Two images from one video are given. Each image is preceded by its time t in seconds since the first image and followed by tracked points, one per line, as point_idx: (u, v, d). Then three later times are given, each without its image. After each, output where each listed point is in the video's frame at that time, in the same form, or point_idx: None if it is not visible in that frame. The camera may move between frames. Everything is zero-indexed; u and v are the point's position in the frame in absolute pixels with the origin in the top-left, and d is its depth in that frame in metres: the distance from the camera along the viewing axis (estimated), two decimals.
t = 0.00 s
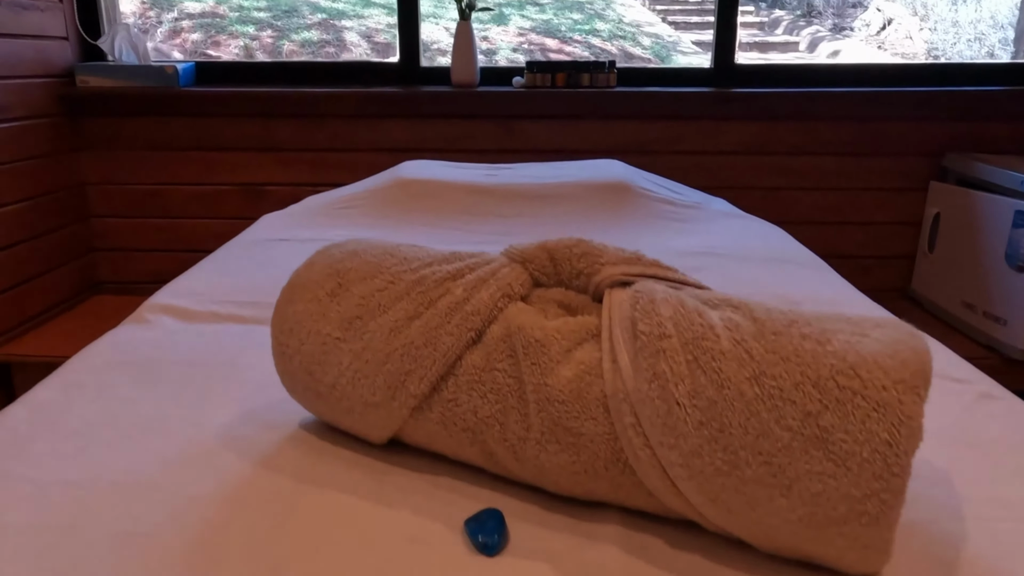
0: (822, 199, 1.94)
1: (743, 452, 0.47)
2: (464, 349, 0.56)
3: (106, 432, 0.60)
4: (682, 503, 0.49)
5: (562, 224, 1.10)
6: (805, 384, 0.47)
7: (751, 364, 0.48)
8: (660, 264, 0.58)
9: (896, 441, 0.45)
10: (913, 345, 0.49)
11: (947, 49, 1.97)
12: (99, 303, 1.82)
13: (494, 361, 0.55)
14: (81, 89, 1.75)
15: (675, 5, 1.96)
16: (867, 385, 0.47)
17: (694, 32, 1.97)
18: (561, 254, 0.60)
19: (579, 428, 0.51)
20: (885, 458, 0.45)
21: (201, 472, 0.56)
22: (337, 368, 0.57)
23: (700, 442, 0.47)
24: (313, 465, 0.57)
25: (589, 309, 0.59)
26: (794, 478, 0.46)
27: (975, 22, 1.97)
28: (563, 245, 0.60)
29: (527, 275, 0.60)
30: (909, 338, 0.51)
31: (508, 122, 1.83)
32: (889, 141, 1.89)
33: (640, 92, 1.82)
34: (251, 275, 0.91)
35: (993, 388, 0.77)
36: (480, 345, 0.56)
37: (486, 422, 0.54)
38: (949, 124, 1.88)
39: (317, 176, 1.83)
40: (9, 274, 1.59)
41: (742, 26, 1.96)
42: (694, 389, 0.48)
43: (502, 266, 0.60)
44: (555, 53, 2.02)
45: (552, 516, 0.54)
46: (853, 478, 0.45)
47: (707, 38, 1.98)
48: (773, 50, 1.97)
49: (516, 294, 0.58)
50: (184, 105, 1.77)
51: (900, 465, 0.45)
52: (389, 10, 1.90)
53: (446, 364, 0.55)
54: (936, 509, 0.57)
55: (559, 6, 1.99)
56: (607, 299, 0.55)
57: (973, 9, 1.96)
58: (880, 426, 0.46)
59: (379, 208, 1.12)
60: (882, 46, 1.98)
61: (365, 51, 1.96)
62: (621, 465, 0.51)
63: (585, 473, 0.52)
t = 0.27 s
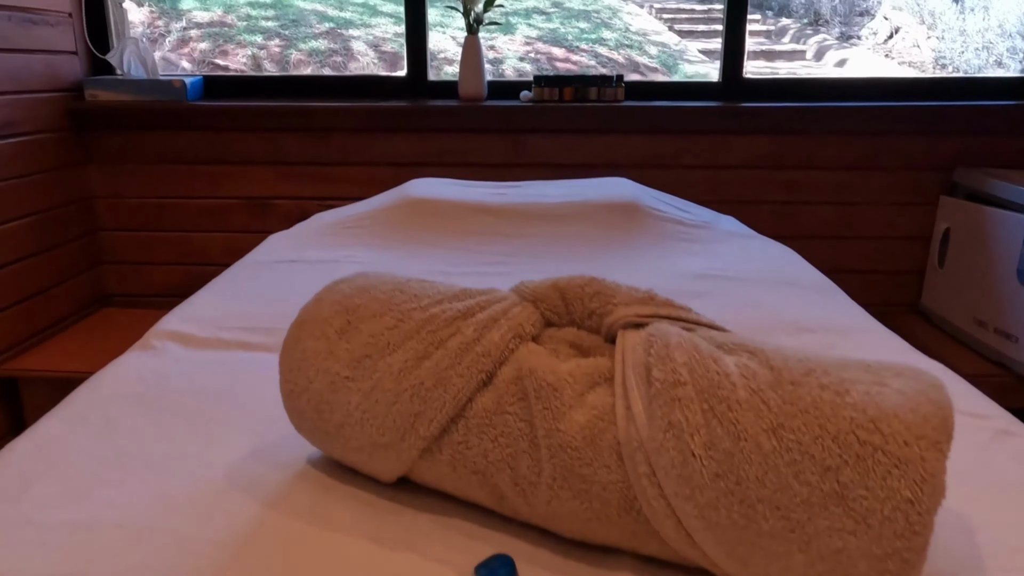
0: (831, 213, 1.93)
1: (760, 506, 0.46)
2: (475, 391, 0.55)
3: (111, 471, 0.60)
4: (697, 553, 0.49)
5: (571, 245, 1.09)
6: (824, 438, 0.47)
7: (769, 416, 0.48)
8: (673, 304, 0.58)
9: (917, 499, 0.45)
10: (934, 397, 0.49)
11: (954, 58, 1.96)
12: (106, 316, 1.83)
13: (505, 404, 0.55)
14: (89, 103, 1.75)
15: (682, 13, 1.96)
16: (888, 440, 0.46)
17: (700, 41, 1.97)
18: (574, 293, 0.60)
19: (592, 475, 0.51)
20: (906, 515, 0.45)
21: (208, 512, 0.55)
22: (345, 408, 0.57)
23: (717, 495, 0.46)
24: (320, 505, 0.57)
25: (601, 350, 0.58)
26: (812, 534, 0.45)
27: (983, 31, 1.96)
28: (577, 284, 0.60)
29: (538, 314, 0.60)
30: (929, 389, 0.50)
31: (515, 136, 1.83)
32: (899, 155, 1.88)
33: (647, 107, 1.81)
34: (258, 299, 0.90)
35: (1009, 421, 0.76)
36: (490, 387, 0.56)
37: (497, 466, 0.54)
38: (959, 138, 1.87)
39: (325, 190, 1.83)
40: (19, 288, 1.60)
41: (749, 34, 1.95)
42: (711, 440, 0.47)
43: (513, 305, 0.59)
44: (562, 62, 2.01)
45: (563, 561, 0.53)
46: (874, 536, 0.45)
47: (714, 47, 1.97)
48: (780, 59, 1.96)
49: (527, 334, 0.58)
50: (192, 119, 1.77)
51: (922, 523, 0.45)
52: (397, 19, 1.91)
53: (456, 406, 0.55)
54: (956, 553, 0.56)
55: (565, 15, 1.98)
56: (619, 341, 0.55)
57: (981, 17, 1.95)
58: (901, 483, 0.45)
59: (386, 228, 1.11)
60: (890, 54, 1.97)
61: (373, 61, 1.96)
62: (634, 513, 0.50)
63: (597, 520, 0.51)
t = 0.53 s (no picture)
0: (838, 226, 1.91)
1: (772, 549, 0.45)
2: (480, 424, 0.55)
3: (113, 500, 0.59)
4: None
5: (578, 263, 1.08)
6: (837, 480, 0.46)
7: (780, 457, 0.47)
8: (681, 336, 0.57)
9: (933, 545, 0.44)
10: (948, 440, 0.48)
11: (962, 66, 1.95)
12: (112, 327, 1.83)
13: (511, 437, 0.54)
14: (97, 115, 1.76)
15: (688, 21, 1.96)
16: (903, 484, 0.45)
17: (706, 49, 1.97)
18: (580, 324, 0.60)
19: (599, 512, 0.50)
20: (922, 562, 0.44)
21: (210, 544, 0.55)
22: (350, 439, 0.56)
23: (726, 537, 0.45)
24: (323, 538, 0.56)
25: (608, 382, 0.58)
26: None
27: (990, 39, 1.94)
28: (582, 315, 0.60)
29: (545, 345, 0.59)
30: (943, 431, 0.50)
31: (521, 148, 1.82)
32: (907, 167, 1.87)
33: (654, 119, 1.81)
34: (263, 318, 0.90)
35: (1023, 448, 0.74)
36: (497, 420, 0.55)
37: (503, 500, 0.53)
38: (967, 151, 1.86)
39: (331, 201, 1.83)
40: (26, 299, 1.60)
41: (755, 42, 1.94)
42: (720, 481, 0.47)
43: (520, 336, 0.59)
44: (568, 70, 2.01)
45: None
46: None
47: (720, 54, 1.97)
48: (787, 66, 1.96)
49: (534, 366, 0.57)
50: (199, 131, 1.78)
51: (937, 571, 0.44)
52: (404, 27, 1.92)
53: (462, 439, 0.54)
54: None
55: (572, 23, 1.98)
56: (627, 374, 0.55)
57: (989, 25, 1.94)
58: (916, 529, 0.44)
59: (392, 244, 1.11)
60: (896, 62, 1.97)
61: (380, 69, 1.96)
62: (643, 553, 0.49)
63: (603, 558, 0.50)
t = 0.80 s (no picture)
0: (845, 237, 1.90)
1: None
2: (482, 457, 0.54)
3: (114, 529, 0.59)
4: None
5: (582, 280, 1.08)
6: (843, 525, 0.45)
7: (785, 499, 0.47)
8: (685, 369, 0.57)
9: None
10: (957, 482, 0.48)
11: (970, 74, 1.94)
12: (119, 337, 1.83)
13: (513, 472, 0.53)
14: (105, 126, 1.77)
15: (695, 28, 1.96)
16: (910, 530, 0.45)
17: (713, 56, 1.96)
18: (583, 355, 0.59)
19: (601, 551, 0.49)
20: None
21: (209, 574, 0.54)
22: (352, 470, 0.56)
23: None
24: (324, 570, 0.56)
25: (612, 415, 0.57)
26: None
27: (999, 47, 1.93)
28: (585, 347, 0.59)
29: (548, 377, 0.59)
30: (951, 472, 0.49)
31: (527, 160, 1.82)
32: (915, 179, 1.86)
33: (660, 132, 1.81)
34: (266, 336, 0.90)
35: None
36: (498, 453, 0.55)
37: (505, 536, 0.53)
38: (976, 163, 1.85)
39: (337, 212, 1.83)
40: (34, 310, 1.61)
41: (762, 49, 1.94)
42: (724, 522, 0.46)
43: (523, 368, 0.59)
44: (575, 78, 2.00)
45: None
46: None
47: (726, 62, 1.96)
48: (794, 74, 1.95)
49: (537, 398, 0.57)
50: (206, 143, 1.78)
51: None
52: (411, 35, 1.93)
53: (463, 473, 0.54)
54: None
55: (578, 31, 1.98)
56: (631, 408, 0.54)
57: (997, 32, 1.93)
58: None
59: (396, 260, 1.11)
60: (904, 69, 1.95)
61: (387, 77, 1.97)
62: None
63: None
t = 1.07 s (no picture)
0: (853, 252, 1.90)
1: None
2: (486, 502, 0.54)
3: (119, 566, 0.59)
4: None
5: (589, 303, 1.07)
6: None
7: (789, 556, 0.47)
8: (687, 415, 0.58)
9: None
10: (963, 540, 0.48)
11: (979, 82, 1.93)
12: (127, 350, 1.84)
13: (517, 518, 0.53)
14: (114, 141, 1.78)
15: (703, 36, 1.95)
16: None
17: (721, 64, 1.96)
18: (587, 399, 0.59)
19: None
20: None
21: None
22: (355, 512, 0.56)
23: None
24: None
25: (616, 460, 0.57)
26: None
27: (1008, 55, 1.93)
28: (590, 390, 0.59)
29: (552, 420, 0.59)
30: (958, 529, 0.49)
31: (534, 175, 1.83)
32: (923, 195, 1.85)
33: (668, 147, 1.80)
34: (273, 361, 0.90)
35: None
36: (502, 499, 0.55)
37: None
38: (985, 178, 1.84)
39: (344, 227, 1.84)
40: (43, 324, 1.62)
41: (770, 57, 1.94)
42: None
43: (528, 411, 0.59)
44: (583, 87, 2.00)
45: None
46: None
47: (734, 70, 1.96)
48: (802, 82, 1.95)
49: (541, 442, 0.57)
50: (214, 157, 1.79)
51: None
52: (419, 44, 1.94)
53: (467, 519, 0.54)
54: None
55: (586, 40, 1.98)
56: (635, 454, 0.55)
57: (1006, 41, 1.92)
58: None
59: (403, 282, 1.11)
60: (913, 77, 1.95)
61: (395, 86, 1.98)
62: None
63: None
